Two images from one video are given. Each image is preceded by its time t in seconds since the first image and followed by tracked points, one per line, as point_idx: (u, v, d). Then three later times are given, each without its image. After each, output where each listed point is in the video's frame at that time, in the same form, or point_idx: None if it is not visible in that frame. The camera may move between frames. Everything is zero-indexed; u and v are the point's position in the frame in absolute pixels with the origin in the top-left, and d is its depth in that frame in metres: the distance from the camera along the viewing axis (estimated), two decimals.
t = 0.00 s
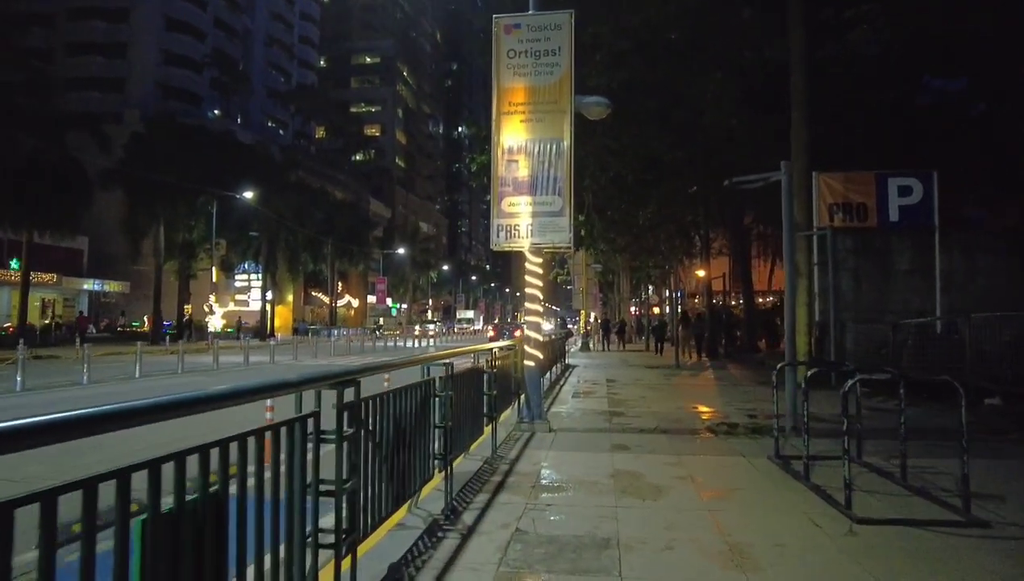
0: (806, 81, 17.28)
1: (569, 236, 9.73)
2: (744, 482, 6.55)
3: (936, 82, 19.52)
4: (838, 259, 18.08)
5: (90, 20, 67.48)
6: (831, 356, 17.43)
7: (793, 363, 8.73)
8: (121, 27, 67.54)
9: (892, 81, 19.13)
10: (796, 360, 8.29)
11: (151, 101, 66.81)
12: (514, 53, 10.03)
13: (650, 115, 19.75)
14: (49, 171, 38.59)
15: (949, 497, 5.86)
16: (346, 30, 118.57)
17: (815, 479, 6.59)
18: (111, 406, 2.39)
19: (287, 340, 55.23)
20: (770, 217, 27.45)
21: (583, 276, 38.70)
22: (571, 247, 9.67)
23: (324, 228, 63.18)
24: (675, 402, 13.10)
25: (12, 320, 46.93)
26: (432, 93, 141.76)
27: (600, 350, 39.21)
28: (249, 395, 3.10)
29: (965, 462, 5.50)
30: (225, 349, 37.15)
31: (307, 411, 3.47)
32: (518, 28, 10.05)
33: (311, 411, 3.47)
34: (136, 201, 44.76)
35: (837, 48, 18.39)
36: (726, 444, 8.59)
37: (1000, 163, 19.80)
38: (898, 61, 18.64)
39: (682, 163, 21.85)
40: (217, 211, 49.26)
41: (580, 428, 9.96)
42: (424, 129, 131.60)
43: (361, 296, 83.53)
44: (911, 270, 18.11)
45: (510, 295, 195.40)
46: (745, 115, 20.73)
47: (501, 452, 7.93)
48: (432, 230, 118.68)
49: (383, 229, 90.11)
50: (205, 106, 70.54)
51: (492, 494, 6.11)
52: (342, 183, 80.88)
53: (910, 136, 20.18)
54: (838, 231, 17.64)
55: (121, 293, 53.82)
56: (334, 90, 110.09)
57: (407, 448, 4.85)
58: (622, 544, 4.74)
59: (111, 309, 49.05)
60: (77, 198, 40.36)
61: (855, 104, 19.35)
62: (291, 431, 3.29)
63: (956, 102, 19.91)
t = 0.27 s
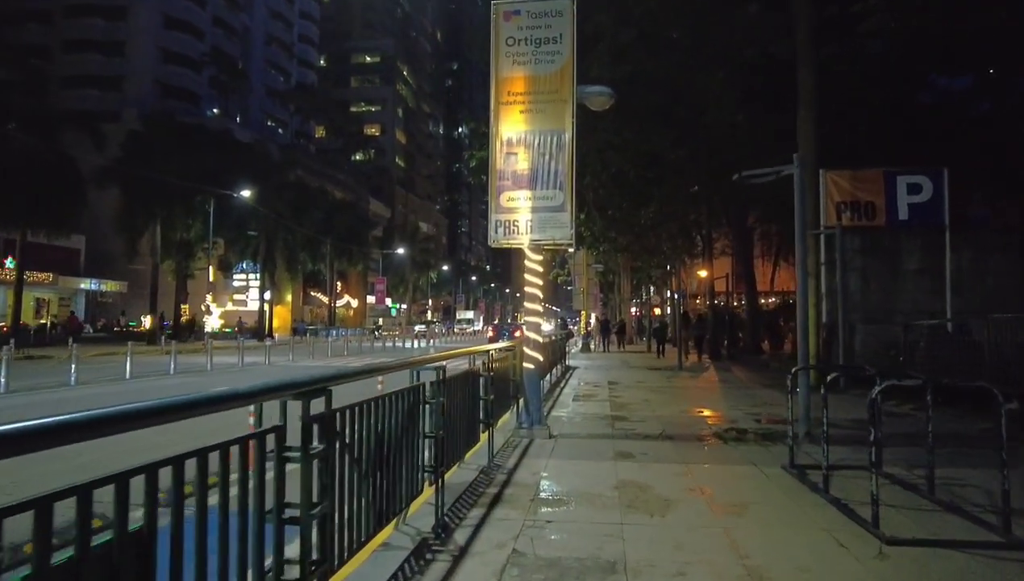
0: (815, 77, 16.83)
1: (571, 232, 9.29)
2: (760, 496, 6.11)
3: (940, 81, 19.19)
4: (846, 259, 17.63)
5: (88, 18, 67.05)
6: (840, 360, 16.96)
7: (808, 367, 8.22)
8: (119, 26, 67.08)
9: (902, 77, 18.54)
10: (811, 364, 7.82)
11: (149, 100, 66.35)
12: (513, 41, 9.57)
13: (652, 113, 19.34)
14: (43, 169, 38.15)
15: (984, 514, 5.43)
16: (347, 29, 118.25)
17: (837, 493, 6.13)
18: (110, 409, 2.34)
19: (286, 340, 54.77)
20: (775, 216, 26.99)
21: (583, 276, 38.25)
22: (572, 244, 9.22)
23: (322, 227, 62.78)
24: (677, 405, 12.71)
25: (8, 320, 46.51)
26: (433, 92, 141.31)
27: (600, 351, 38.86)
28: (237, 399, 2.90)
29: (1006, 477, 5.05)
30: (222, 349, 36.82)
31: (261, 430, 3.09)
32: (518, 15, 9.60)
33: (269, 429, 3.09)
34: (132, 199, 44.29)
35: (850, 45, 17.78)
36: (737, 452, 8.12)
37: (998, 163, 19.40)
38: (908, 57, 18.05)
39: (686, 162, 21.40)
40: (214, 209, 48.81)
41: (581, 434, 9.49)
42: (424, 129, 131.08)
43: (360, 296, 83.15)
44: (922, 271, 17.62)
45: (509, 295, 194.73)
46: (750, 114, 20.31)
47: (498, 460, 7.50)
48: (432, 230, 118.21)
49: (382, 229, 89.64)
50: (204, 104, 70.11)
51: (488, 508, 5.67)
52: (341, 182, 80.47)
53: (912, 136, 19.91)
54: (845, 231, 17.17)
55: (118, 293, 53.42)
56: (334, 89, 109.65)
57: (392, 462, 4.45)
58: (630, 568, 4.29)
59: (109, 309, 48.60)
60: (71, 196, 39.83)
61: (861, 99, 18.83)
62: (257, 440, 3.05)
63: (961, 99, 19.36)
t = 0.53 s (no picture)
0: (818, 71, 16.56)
1: (566, 228, 8.89)
2: (762, 506, 5.71)
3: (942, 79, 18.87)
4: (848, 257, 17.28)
5: (84, 16, 66.68)
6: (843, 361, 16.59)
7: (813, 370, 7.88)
8: (115, 24, 66.71)
9: (905, 74, 18.42)
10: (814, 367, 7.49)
11: (146, 98, 65.96)
12: (506, 28, 9.15)
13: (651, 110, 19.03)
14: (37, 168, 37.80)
15: (1010, 527, 5.06)
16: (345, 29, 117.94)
17: (850, 503, 5.72)
18: (64, 410, 2.13)
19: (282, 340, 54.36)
20: (775, 217, 26.62)
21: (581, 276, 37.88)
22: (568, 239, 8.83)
23: (319, 226, 62.41)
24: (676, 407, 12.32)
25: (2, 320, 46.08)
26: (431, 92, 140.95)
27: (598, 351, 38.53)
28: (185, 405, 2.59)
29: None
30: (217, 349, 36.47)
31: (190, 444, 2.73)
32: None
33: (197, 443, 2.73)
34: (127, 198, 43.93)
35: (849, 41, 17.95)
36: (738, 457, 7.72)
37: (999, 165, 18.33)
38: (909, 54, 18.04)
39: (686, 161, 21.01)
40: (209, 208, 48.44)
41: (576, 438, 9.08)
42: (423, 128, 130.70)
43: (358, 296, 82.78)
44: (926, 269, 17.20)
45: (507, 295, 194.27)
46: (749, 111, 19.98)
47: (487, 467, 7.10)
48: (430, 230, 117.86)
49: (380, 229, 89.27)
50: (201, 103, 69.73)
51: (472, 522, 5.27)
52: (339, 182, 80.10)
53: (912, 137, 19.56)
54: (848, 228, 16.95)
55: (114, 293, 53.03)
56: (333, 88, 109.29)
57: (357, 473, 4.08)
58: None
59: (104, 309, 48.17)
60: (64, 195, 39.36)
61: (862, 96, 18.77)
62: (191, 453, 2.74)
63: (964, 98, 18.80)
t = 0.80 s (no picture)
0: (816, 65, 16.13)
1: (556, 223, 8.46)
2: (763, 518, 5.30)
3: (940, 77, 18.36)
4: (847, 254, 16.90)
5: (73, 15, 65.92)
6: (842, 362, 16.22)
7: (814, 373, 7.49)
8: (105, 23, 65.94)
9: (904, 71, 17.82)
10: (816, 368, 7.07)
11: (136, 98, 65.23)
12: (492, 13, 8.69)
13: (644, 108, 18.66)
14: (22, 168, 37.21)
15: None
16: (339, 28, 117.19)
17: (861, 516, 5.30)
18: None
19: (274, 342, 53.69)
20: (773, 215, 26.21)
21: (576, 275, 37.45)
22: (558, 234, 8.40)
23: (311, 227, 61.81)
24: (672, 410, 11.91)
25: None
26: (426, 91, 140.32)
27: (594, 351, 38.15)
28: (58, 427, 2.23)
29: None
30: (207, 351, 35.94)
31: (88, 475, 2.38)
32: None
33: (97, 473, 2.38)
34: (115, 198, 43.36)
35: (849, 41, 17.08)
36: (739, 464, 7.29)
37: (999, 163, 17.74)
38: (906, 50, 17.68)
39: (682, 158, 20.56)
40: (199, 208, 47.84)
41: (567, 444, 8.61)
42: (417, 128, 130.05)
43: (352, 296, 82.21)
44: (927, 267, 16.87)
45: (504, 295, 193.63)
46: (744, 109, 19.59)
47: (471, 476, 6.66)
48: (425, 230, 117.29)
49: (375, 229, 88.69)
50: (192, 103, 68.99)
51: (452, 539, 4.85)
52: (332, 181, 79.51)
53: (911, 136, 19.13)
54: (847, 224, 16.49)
55: (104, 294, 52.36)
56: (326, 88, 108.63)
57: (313, 496, 3.69)
58: None
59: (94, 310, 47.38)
60: (51, 196, 38.79)
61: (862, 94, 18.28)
62: (78, 481, 2.40)
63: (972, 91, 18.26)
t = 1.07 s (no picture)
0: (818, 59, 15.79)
1: (552, 218, 8.03)
2: (775, 538, 4.89)
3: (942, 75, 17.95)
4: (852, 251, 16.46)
5: (66, 13, 65.25)
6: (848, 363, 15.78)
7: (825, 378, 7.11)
8: (98, 21, 65.29)
9: (906, 70, 17.85)
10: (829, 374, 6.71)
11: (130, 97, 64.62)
12: None
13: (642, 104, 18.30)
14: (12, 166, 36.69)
15: None
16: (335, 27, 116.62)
17: (884, 535, 4.87)
18: None
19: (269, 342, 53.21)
20: (772, 215, 25.86)
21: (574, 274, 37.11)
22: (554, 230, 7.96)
23: (307, 226, 61.33)
24: (673, 413, 11.50)
25: None
26: (423, 91, 139.82)
27: (591, 352, 37.79)
28: None
29: None
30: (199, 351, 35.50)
31: None
32: None
33: None
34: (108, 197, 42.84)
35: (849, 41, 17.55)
36: (747, 475, 6.87)
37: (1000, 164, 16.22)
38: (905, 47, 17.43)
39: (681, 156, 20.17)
40: (192, 207, 47.30)
41: (565, 451, 8.18)
42: (414, 128, 129.54)
43: (349, 296, 81.72)
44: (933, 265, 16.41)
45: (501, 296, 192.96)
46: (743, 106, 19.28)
47: (461, 487, 6.24)
48: (422, 230, 116.75)
49: (372, 230, 88.24)
50: (187, 102, 68.38)
51: (435, 561, 4.42)
52: (328, 181, 79.02)
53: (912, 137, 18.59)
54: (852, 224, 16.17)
55: (97, 295, 51.79)
56: (322, 87, 108.05)
57: (270, 525, 3.24)
58: None
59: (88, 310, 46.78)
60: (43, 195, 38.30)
61: (864, 93, 18.22)
62: None
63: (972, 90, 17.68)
